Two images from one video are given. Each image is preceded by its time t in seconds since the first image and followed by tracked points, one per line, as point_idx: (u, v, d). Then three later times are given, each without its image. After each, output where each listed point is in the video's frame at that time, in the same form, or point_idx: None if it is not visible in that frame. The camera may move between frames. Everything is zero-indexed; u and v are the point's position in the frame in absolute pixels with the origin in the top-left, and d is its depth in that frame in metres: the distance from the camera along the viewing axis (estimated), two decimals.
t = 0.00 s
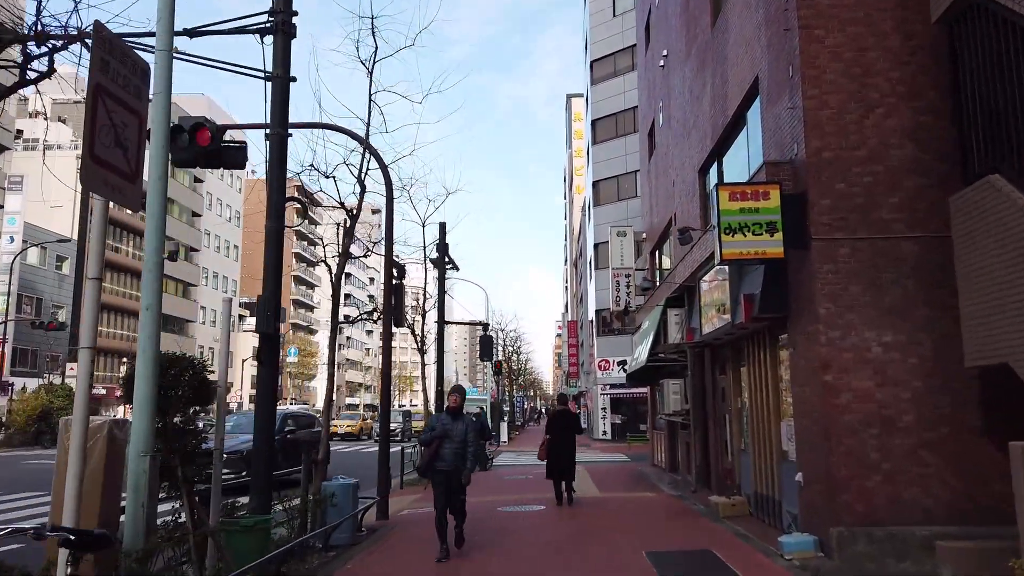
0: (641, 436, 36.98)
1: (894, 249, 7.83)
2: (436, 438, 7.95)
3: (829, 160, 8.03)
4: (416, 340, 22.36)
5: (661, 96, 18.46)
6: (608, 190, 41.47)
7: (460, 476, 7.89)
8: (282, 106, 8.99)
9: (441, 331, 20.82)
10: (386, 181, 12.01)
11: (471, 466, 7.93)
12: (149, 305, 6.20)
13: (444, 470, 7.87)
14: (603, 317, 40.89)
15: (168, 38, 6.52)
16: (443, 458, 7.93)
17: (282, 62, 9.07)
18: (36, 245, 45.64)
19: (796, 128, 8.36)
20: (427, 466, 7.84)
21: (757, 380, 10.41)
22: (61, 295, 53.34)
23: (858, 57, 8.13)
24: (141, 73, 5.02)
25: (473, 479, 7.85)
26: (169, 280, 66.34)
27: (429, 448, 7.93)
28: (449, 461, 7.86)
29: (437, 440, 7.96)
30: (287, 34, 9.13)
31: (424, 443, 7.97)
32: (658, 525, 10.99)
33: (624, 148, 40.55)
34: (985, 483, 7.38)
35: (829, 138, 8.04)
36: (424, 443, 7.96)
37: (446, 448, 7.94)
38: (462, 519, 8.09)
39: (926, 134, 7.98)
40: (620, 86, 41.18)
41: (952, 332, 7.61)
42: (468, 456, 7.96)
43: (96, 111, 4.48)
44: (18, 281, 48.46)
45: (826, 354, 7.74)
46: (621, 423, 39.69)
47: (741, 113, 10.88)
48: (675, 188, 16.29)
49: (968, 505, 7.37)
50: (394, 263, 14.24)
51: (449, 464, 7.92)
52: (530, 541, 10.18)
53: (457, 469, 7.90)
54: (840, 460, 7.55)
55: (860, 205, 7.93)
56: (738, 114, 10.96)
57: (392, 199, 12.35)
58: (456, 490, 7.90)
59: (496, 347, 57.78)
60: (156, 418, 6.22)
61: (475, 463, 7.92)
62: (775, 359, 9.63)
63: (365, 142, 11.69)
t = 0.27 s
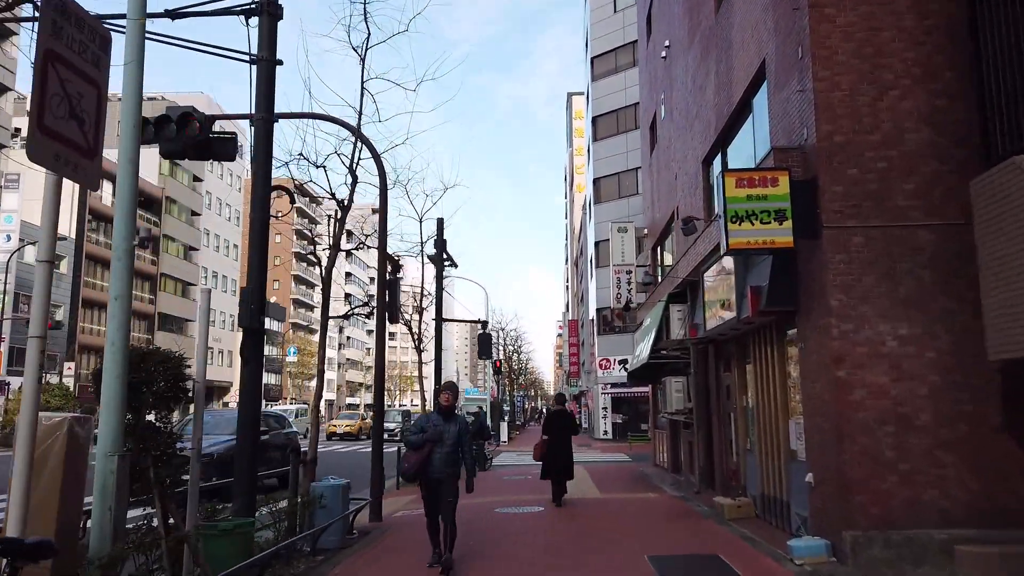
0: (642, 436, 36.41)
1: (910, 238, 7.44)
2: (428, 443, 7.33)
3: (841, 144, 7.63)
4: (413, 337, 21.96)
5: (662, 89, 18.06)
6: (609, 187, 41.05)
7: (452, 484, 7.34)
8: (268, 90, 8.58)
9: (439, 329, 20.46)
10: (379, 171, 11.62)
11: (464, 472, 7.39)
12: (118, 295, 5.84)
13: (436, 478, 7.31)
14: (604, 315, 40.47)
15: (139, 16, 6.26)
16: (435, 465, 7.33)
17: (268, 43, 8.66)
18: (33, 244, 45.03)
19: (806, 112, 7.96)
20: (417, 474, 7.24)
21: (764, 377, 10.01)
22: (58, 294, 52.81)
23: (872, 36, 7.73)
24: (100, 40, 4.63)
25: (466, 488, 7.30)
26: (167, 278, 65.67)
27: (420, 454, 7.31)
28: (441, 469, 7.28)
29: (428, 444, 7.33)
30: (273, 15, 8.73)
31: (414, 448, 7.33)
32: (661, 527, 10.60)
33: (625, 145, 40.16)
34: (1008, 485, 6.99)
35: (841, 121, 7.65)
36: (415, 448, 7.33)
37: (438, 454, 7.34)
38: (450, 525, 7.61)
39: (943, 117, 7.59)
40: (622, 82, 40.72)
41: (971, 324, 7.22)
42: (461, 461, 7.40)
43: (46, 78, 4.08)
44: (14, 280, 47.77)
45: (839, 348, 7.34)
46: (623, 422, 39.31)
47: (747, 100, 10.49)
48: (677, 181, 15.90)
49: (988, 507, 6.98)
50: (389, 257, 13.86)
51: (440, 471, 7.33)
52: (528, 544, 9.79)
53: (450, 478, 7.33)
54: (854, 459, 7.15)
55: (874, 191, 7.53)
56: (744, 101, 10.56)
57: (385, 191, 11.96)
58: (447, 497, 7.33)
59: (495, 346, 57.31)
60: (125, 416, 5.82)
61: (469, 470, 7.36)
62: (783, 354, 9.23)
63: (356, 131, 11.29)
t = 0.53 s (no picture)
0: (643, 437, 35.98)
1: (930, 230, 7.01)
2: (415, 444, 6.76)
3: (856, 132, 7.20)
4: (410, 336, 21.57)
5: (665, 82, 17.66)
6: (611, 185, 40.66)
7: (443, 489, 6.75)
8: (253, 75, 8.14)
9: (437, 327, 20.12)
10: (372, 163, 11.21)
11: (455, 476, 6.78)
12: (81, 288, 5.37)
13: (425, 483, 6.70)
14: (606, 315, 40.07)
15: None
16: (425, 469, 6.73)
17: (254, 26, 8.22)
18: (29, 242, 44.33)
19: (818, 97, 7.54)
20: (406, 478, 6.67)
21: (771, 377, 9.59)
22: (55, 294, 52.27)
23: (888, 15, 7.32)
24: (49, 6, 4.21)
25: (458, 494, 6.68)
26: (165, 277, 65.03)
27: (408, 457, 6.75)
28: (431, 474, 6.69)
29: (417, 446, 6.76)
30: None
31: (402, 450, 6.77)
32: (663, 532, 10.19)
33: (626, 143, 39.73)
34: None
35: (856, 107, 7.23)
36: (402, 450, 6.77)
37: (427, 455, 6.75)
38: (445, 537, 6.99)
39: (965, 103, 7.16)
40: (623, 79, 40.33)
41: (993, 322, 6.81)
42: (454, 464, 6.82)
43: None
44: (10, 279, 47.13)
45: (854, 347, 6.92)
46: (624, 423, 38.93)
47: (754, 89, 10.07)
48: (681, 176, 15.50)
49: (1014, 517, 6.57)
50: (385, 254, 13.45)
51: (430, 475, 6.73)
52: (525, 550, 9.40)
53: (440, 483, 6.73)
54: (870, 466, 6.73)
55: (890, 181, 7.11)
56: (751, 89, 10.14)
57: (378, 185, 11.55)
58: (438, 503, 6.73)
59: (496, 345, 56.89)
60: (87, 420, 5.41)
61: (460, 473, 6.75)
62: (793, 353, 8.81)
63: (348, 121, 10.87)
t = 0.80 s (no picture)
0: (642, 437, 35.55)
1: (947, 216, 6.62)
2: (392, 453, 5.83)
3: (869, 112, 6.80)
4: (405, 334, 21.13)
5: (665, 72, 17.27)
6: (610, 182, 40.26)
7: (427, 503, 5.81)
8: (234, 54, 7.72)
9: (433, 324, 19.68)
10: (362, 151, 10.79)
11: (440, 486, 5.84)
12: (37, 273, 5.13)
13: (405, 496, 5.79)
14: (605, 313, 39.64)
15: None
16: (404, 480, 5.81)
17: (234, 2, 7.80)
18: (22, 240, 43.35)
19: (828, 76, 7.15)
20: (383, 492, 5.76)
21: (777, 374, 9.18)
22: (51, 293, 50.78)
23: None
24: None
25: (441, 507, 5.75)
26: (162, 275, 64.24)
27: (385, 467, 5.83)
28: (411, 488, 5.77)
29: (395, 455, 5.83)
30: None
31: (378, 460, 5.85)
32: (664, 535, 9.78)
33: (626, 139, 39.32)
34: None
35: (869, 86, 6.84)
36: (379, 460, 5.85)
37: (407, 465, 5.83)
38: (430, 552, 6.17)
39: (983, 81, 6.78)
40: (623, 75, 39.94)
41: (1014, 313, 6.43)
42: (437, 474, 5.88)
43: None
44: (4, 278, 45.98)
45: (868, 340, 6.51)
46: (623, 423, 38.51)
47: (759, 73, 9.68)
48: (682, 168, 15.11)
49: None
50: (377, 247, 13.04)
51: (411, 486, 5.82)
52: (520, 555, 8.97)
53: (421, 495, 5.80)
54: (886, 468, 6.33)
55: (905, 164, 6.72)
56: (755, 74, 9.75)
57: (368, 174, 11.14)
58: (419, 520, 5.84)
59: (495, 344, 56.34)
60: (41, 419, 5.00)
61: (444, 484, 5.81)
62: (800, 348, 8.41)
63: (336, 108, 10.46)
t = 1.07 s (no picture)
0: (643, 438, 35.13)
1: (967, 207, 6.21)
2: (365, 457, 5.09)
3: (884, 97, 6.39)
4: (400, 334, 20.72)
5: (666, 65, 16.85)
6: (610, 180, 39.85)
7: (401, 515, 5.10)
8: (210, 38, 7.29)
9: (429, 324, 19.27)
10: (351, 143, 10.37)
11: (417, 496, 5.14)
12: None
13: (376, 506, 5.10)
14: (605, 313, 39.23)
15: None
16: (376, 487, 5.10)
17: None
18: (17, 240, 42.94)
19: (840, 59, 6.74)
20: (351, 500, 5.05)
21: (784, 374, 8.75)
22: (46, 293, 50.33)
23: None
24: None
25: (418, 520, 5.06)
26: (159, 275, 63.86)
27: (355, 472, 5.12)
28: (383, 495, 5.06)
29: (366, 458, 5.12)
30: None
31: (347, 463, 5.13)
32: (666, 543, 9.36)
33: (626, 137, 38.93)
34: None
35: (883, 69, 6.43)
36: (348, 464, 5.13)
37: (380, 471, 5.11)
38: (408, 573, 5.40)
39: (1005, 64, 6.37)
40: (622, 72, 39.55)
41: None
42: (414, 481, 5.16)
43: None
44: None
45: (884, 340, 6.10)
46: (623, 424, 38.15)
47: (764, 61, 9.28)
48: (683, 163, 14.71)
49: None
50: (369, 244, 12.63)
51: (384, 494, 5.11)
52: (514, 564, 8.55)
53: (394, 505, 5.10)
54: (903, 475, 5.91)
55: (922, 152, 6.32)
56: (761, 61, 9.35)
57: (358, 168, 10.71)
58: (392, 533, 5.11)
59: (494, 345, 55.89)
60: None
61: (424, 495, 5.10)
62: (809, 347, 8.00)
63: (323, 98, 10.04)
